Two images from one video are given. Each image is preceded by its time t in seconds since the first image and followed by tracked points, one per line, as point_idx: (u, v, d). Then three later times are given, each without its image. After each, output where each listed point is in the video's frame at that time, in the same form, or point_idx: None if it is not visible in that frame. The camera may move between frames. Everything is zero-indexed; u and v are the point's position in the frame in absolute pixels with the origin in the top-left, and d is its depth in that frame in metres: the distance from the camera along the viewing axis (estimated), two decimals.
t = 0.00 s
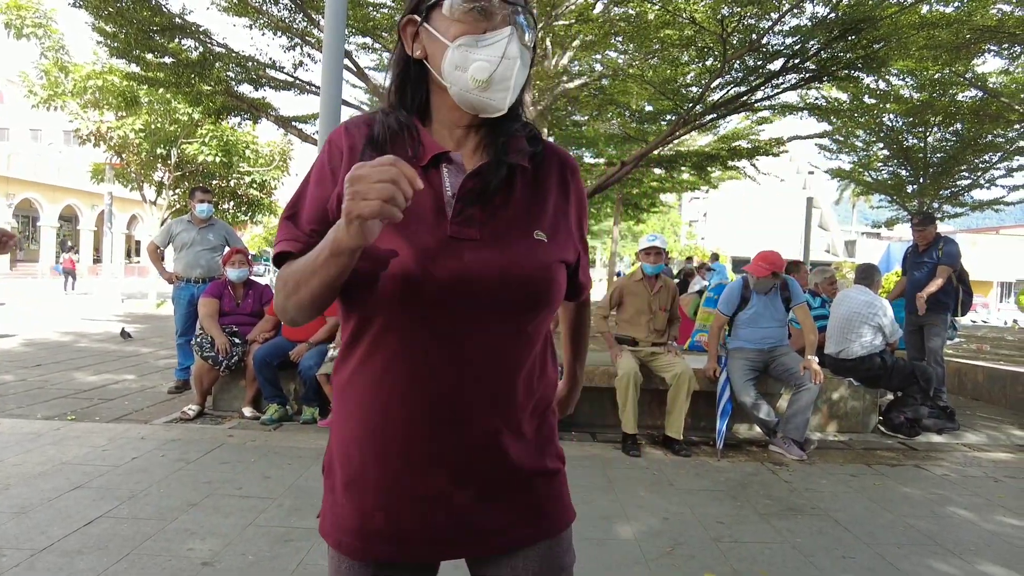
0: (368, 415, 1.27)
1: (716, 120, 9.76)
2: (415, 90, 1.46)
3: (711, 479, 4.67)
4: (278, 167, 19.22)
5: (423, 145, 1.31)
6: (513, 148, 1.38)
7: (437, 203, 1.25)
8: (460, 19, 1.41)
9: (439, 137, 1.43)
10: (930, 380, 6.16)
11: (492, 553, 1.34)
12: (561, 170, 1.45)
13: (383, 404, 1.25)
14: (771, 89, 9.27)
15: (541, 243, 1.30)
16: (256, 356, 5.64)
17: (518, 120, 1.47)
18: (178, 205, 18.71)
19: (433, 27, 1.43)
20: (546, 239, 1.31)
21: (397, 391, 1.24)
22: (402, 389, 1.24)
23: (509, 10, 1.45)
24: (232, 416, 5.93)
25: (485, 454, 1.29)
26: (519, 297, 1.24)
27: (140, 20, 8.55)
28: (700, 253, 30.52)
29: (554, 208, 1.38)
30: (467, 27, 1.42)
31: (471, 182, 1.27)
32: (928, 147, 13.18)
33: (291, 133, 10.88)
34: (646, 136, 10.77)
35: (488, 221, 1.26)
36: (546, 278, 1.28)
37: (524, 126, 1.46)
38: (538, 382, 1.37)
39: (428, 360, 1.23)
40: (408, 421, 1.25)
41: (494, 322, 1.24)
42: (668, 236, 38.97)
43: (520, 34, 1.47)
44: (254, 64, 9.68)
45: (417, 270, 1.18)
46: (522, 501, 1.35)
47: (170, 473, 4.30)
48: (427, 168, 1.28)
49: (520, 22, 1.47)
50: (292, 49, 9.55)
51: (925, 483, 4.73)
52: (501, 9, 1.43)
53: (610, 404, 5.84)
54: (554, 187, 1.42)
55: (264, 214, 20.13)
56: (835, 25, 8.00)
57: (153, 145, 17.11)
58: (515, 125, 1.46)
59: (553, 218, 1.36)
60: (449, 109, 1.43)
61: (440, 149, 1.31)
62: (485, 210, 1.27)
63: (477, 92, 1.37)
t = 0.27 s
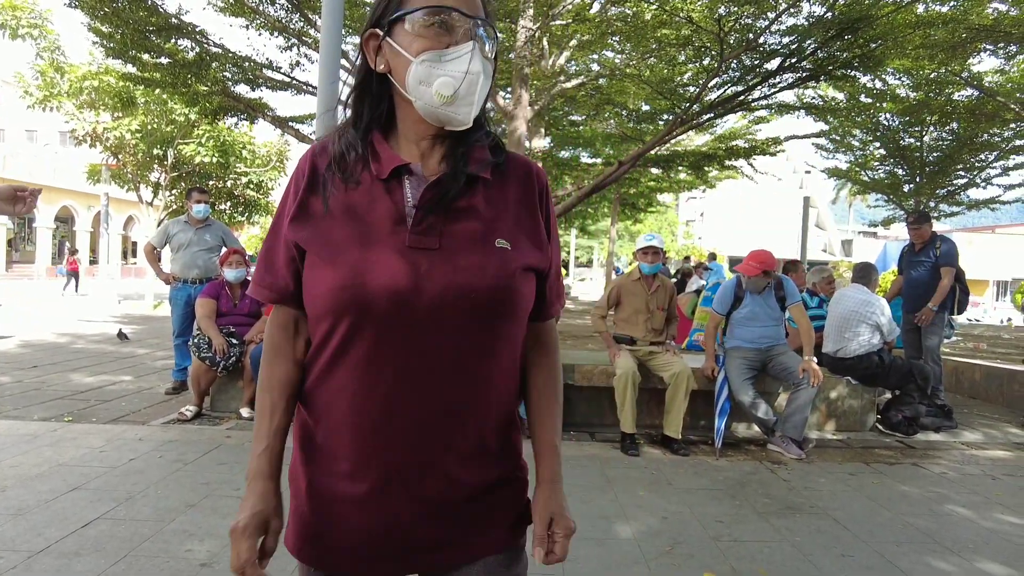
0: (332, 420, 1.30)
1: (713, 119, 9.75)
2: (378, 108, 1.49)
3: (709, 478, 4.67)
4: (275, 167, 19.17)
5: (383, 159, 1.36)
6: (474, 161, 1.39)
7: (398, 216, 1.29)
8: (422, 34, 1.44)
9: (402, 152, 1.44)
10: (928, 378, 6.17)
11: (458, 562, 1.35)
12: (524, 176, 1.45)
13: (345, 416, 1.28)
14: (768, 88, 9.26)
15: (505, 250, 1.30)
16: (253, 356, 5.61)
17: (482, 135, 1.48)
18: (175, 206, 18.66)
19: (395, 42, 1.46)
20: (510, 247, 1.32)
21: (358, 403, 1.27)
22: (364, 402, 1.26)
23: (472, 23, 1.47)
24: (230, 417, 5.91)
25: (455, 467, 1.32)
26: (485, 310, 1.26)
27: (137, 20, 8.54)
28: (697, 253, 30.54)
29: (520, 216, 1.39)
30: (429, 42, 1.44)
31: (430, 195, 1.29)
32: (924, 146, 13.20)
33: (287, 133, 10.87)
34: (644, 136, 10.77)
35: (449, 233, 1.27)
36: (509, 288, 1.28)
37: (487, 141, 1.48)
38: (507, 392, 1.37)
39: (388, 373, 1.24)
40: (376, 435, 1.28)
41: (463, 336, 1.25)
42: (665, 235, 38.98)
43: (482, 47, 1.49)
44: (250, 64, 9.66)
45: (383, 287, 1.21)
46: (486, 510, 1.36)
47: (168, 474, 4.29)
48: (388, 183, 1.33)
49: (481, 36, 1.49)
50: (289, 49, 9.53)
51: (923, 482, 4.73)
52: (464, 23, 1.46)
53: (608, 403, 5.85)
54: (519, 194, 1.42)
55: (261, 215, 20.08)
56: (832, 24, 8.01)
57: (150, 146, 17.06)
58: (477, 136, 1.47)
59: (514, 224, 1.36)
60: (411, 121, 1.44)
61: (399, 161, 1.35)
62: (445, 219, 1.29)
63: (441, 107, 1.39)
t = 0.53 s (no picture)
0: (337, 396, 1.32)
1: (712, 119, 9.75)
2: (380, 88, 1.50)
3: (709, 477, 4.68)
4: (273, 168, 19.13)
5: (376, 131, 1.38)
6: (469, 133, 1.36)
7: (393, 188, 1.29)
8: (424, 12, 1.44)
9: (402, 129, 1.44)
10: (927, 377, 6.18)
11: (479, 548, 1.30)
12: (521, 144, 1.39)
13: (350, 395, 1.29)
14: (766, 88, 9.28)
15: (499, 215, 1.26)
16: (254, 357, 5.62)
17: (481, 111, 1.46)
18: (173, 207, 18.63)
19: (398, 21, 1.47)
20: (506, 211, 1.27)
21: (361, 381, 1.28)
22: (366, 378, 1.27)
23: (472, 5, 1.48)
24: (229, 418, 5.91)
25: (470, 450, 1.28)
26: (490, 284, 1.22)
27: (135, 21, 8.53)
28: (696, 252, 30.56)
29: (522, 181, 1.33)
30: (430, 20, 1.45)
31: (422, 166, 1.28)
32: (922, 145, 13.22)
33: (286, 133, 10.85)
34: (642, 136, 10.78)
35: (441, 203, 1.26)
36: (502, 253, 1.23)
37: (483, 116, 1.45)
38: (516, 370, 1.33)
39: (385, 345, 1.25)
40: (386, 409, 1.28)
41: (459, 306, 1.22)
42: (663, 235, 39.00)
43: (482, 29, 1.50)
44: (249, 64, 9.63)
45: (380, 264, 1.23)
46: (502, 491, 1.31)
47: (168, 476, 4.28)
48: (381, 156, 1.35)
49: (481, 18, 1.50)
50: (288, 50, 9.52)
51: (922, 480, 4.74)
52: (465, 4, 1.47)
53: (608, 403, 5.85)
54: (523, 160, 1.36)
55: (259, 216, 20.05)
56: (830, 24, 8.01)
57: (147, 147, 17.03)
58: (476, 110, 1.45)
59: (516, 189, 1.31)
60: (411, 99, 1.44)
61: (392, 133, 1.37)
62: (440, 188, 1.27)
63: (441, 82, 1.39)
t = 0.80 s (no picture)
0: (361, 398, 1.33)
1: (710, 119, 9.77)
2: (427, 100, 1.48)
3: (711, 478, 4.68)
4: (272, 168, 19.12)
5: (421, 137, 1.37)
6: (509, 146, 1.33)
7: (428, 197, 1.28)
8: (470, 24, 1.42)
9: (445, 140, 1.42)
10: (927, 377, 6.18)
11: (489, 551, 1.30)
12: (564, 162, 1.35)
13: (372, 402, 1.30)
14: (766, 88, 9.32)
15: (535, 231, 1.24)
16: (255, 358, 5.62)
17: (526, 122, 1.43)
18: (172, 208, 18.65)
19: (445, 35, 1.44)
20: (543, 227, 1.24)
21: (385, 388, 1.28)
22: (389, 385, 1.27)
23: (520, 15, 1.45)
24: (230, 419, 5.91)
25: (481, 456, 1.27)
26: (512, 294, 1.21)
27: (134, 22, 8.52)
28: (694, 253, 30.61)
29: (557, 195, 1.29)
30: (478, 33, 1.42)
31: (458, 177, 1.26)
32: (921, 145, 13.23)
33: (285, 134, 10.86)
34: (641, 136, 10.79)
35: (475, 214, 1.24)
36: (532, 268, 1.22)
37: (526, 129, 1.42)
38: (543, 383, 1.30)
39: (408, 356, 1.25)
40: (396, 412, 1.28)
41: (480, 317, 1.22)
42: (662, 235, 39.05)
43: (529, 43, 1.47)
44: (248, 65, 9.62)
45: (403, 268, 1.23)
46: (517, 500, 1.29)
47: (170, 477, 4.28)
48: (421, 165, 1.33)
49: (529, 31, 1.47)
50: (287, 50, 9.53)
51: (923, 480, 4.75)
52: (512, 14, 1.43)
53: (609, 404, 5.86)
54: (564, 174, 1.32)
55: (258, 216, 20.06)
56: (829, 24, 8.03)
57: (146, 147, 17.04)
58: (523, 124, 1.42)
59: (555, 208, 1.27)
60: (457, 113, 1.43)
61: (437, 142, 1.35)
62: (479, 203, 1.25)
63: (489, 99, 1.38)
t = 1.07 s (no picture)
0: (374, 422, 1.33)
1: (711, 120, 9.78)
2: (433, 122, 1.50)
3: (712, 479, 4.69)
4: (272, 169, 19.12)
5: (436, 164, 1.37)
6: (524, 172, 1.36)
7: (449, 224, 1.29)
8: (475, 45, 1.43)
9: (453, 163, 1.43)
10: (927, 377, 6.19)
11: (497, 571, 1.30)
12: (576, 185, 1.39)
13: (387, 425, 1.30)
14: (766, 89, 9.32)
15: (553, 261, 1.27)
16: (256, 359, 5.63)
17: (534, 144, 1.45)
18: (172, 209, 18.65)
19: (451, 56, 1.45)
20: (559, 257, 1.28)
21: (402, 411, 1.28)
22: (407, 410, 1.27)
23: (524, 34, 1.45)
24: (232, 421, 5.91)
25: (492, 475, 1.28)
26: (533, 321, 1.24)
27: (135, 23, 8.52)
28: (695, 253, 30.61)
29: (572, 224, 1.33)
30: (482, 53, 1.43)
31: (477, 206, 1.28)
32: (921, 146, 13.24)
33: (285, 136, 10.86)
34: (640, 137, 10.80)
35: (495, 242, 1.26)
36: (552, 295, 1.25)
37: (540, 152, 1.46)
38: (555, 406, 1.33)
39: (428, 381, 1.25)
40: (413, 435, 1.28)
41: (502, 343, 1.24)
42: (662, 236, 39.05)
43: (534, 61, 1.47)
44: (248, 66, 9.61)
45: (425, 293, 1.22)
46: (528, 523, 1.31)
47: (172, 480, 4.29)
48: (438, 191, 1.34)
49: (533, 52, 1.48)
50: (287, 51, 9.53)
51: (924, 481, 4.76)
52: (516, 33, 1.44)
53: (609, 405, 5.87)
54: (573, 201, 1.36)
55: (258, 217, 20.05)
56: (830, 25, 8.03)
57: (146, 148, 17.04)
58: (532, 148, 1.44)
59: (566, 233, 1.32)
60: (463, 134, 1.43)
61: (450, 171, 1.35)
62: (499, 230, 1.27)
63: (494, 121, 1.38)
